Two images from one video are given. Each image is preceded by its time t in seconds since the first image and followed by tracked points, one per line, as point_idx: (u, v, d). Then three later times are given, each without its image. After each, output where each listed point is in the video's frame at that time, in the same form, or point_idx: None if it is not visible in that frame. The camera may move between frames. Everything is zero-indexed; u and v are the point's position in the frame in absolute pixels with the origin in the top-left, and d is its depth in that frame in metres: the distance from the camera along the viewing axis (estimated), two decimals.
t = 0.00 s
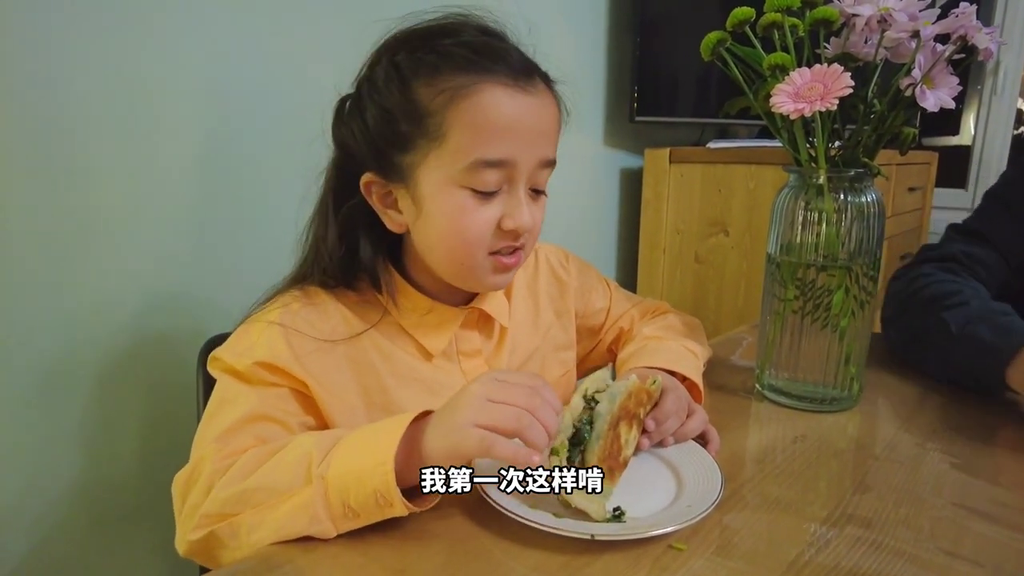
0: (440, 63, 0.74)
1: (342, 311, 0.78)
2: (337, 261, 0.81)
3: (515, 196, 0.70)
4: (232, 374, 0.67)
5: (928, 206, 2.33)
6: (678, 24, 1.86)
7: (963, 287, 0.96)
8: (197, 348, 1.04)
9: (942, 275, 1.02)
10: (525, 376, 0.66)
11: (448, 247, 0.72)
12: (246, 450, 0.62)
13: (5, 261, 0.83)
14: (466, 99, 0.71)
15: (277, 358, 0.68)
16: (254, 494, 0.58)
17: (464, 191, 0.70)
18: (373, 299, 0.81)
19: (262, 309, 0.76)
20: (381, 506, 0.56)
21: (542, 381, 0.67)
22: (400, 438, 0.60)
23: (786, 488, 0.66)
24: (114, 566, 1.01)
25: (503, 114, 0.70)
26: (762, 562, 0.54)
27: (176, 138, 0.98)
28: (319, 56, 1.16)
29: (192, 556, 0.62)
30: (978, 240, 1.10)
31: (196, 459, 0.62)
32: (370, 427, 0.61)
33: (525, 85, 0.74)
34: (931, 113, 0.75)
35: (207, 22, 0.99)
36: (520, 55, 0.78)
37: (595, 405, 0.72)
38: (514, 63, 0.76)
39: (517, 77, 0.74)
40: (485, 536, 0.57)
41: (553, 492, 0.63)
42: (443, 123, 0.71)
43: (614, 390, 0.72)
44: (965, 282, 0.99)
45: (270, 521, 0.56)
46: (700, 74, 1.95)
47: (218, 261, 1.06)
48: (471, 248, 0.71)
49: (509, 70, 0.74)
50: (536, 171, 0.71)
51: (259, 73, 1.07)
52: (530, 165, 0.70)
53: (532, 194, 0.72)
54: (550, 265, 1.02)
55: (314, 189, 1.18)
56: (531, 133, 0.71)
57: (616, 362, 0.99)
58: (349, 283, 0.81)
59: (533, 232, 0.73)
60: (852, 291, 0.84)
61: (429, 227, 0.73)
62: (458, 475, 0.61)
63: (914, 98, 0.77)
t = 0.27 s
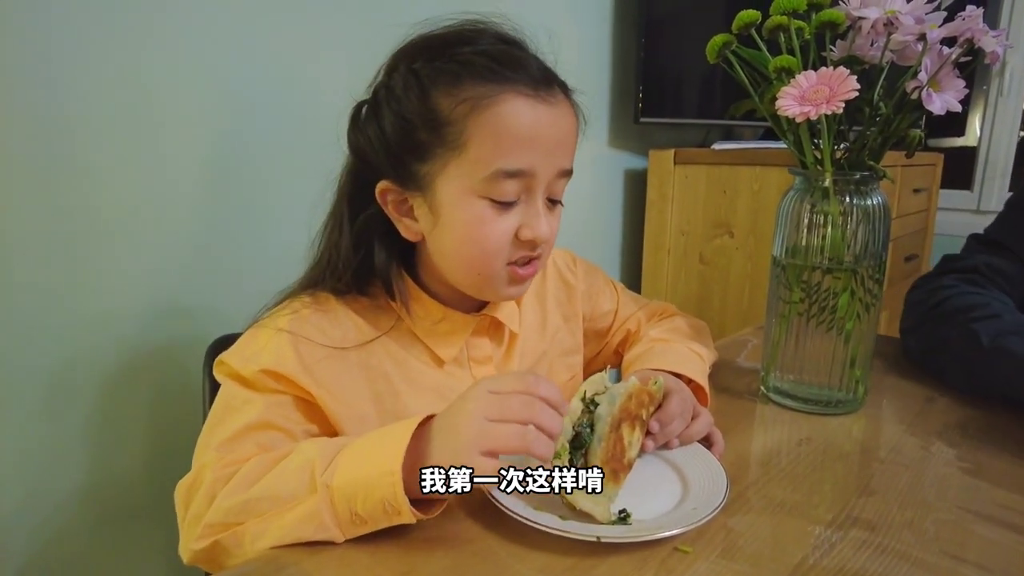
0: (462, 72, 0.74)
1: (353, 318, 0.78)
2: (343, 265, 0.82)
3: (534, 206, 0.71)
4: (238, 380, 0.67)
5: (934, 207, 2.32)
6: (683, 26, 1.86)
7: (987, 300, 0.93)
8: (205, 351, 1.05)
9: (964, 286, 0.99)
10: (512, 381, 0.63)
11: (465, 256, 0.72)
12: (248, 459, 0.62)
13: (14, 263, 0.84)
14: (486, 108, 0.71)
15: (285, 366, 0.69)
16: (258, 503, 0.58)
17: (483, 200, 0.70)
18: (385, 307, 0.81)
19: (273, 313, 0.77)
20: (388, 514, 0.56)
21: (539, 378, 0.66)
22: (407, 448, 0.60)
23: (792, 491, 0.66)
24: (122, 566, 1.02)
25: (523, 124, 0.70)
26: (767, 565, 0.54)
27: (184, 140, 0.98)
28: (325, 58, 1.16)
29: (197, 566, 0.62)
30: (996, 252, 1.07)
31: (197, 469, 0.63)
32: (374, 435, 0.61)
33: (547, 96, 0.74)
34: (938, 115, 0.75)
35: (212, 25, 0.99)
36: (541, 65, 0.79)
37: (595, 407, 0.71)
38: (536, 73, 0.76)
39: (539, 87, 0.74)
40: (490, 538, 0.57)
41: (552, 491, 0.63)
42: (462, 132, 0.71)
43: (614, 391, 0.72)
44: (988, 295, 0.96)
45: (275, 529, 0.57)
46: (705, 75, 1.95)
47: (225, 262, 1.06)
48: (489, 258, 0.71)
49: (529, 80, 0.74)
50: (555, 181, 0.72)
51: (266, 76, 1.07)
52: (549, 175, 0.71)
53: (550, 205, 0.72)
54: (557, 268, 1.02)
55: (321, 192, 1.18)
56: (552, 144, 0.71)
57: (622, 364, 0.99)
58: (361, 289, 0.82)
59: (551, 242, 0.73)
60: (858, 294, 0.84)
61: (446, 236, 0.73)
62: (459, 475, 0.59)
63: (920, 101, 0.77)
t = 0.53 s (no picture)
0: (515, 106, 0.71)
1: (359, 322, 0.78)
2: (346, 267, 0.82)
3: (563, 252, 0.70)
4: (237, 373, 0.67)
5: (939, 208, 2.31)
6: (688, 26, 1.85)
7: (992, 305, 0.92)
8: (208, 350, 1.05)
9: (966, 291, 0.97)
10: (532, 423, 0.64)
11: (486, 287, 0.72)
12: (249, 453, 0.63)
13: (21, 262, 0.84)
14: (535, 152, 0.69)
15: (287, 367, 0.68)
16: (261, 498, 0.58)
17: (513, 241, 0.69)
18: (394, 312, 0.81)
19: (278, 306, 0.77)
20: (394, 517, 0.56)
21: (552, 425, 0.65)
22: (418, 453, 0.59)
23: (797, 493, 0.66)
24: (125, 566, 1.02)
25: (568, 174, 0.69)
26: (772, 567, 0.54)
27: (190, 140, 0.98)
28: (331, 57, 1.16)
29: (191, 558, 0.62)
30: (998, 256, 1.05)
31: (194, 461, 0.62)
32: (386, 438, 0.61)
33: (595, 147, 0.72)
34: (945, 115, 0.74)
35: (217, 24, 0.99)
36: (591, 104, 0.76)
37: (598, 408, 0.71)
38: (587, 118, 0.74)
39: (588, 136, 0.72)
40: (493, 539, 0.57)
41: (552, 492, 0.61)
42: (505, 170, 0.69)
43: (618, 391, 0.71)
44: (992, 299, 0.94)
45: (277, 525, 0.57)
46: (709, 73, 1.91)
47: (229, 262, 1.06)
48: (511, 294, 0.71)
49: (580, 125, 0.72)
50: (587, 229, 0.71)
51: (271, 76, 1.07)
52: (583, 226, 0.70)
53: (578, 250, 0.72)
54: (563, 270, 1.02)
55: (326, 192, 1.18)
56: (590, 202, 0.70)
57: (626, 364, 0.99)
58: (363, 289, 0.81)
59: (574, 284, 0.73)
60: (864, 294, 0.84)
61: (471, 266, 0.73)
62: (459, 475, 0.57)
63: (927, 100, 0.77)
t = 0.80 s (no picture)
0: (543, 143, 0.68)
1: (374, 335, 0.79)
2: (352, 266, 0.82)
3: (593, 287, 0.69)
4: (245, 373, 0.68)
5: (944, 209, 2.30)
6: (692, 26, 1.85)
7: (989, 308, 0.92)
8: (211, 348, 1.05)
9: (963, 292, 0.98)
10: (536, 402, 0.63)
11: (515, 326, 0.71)
12: (257, 452, 0.63)
13: (26, 260, 0.84)
14: (567, 193, 0.67)
15: (293, 369, 0.68)
16: (267, 493, 0.59)
17: (545, 282, 0.68)
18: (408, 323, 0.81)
19: (287, 306, 0.77)
20: (396, 517, 0.56)
21: (558, 403, 0.65)
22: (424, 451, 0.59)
23: (800, 493, 0.66)
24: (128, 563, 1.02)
25: (601, 213, 0.67)
26: (774, 568, 0.54)
27: (194, 141, 0.98)
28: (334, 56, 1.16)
29: (199, 558, 0.62)
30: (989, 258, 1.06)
31: (202, 459, 0.63)
32: (392, 438, 0.61)
33: (626, 177, 0.70)
34: (950, 114, 0.74)
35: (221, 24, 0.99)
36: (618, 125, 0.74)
37: (604, 407, 0.69)
38: (615, 145, 0.71)
39: (618, 168, 0.70)
40: (493, 539, 0.57)
41: (553, 492, 0.61)
42: (534, 212, 0.67)
43: (624, 391, 0.70)
44: (989, 301, 0.95)
45: (282, 520, 0.57)
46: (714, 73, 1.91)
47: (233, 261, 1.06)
48: (540, 333, 0.70)
49: (610, 155, 0.70)
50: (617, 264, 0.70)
51: (275, 76, 1.07)
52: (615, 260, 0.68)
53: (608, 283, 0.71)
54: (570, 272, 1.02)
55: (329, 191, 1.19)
56: (622, 238, 0.69)
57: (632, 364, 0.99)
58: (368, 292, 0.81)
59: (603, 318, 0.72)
60: (868, 295, 0.84)
61: (500, 306, 0.71)
62: (458, 475, 0.58)
63: (932, 100, 0.77)
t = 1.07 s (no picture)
0: (459, 85, 0.71)
1: (356, 319, 0.79)
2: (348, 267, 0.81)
3: (519, 230, 0.67)
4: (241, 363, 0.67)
5: (947, 208, 2.29)
6: (694, 25, 1.85)
7: (988, 308, 0.92)
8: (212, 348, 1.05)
9: (957, 293, 0.97)
10: (539, 420, 0.63)
11: (451, 275, 0.71)
12: (250, 442, 0.63)
13: (28, 258, 0.84)
14: (475, 125, 0.68)
15: (288, 358, 0.69)
16: (264, 491, 0.58)
17: (466, 221, 0.68)
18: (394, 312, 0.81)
19: (276, 300, 0.77)
20: (394, 526, 0.55)
21: (553, 419, 0.65)
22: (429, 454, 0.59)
23: (800, 493, 0.65)
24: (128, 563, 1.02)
25: (513, 144, 0.67)
26: (773, 567, 0.53)
27: (196, 141, 0.98)
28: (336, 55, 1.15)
29: (187, 548, 0.61)
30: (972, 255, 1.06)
31: (194, 444, 0.63)
32: (392, 442, 0.60)
33: (546, 114, 0.70)
34: (952, 113, 0.74)
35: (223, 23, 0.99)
36: (552, 79, 0.74)
37: (598, 406, 0.69)
38: (538, 89, 0.72)
39: (535, 105, 0.70)
40: (491, 538, 0.57)
41: (552, 492, 0.62)
42: (450, 150, 0.69)
43: (618, 391, 0.70)
44: (984, 299, 0.95)
45: (280, 520, 0.57)
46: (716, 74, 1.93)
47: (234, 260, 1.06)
48: (471, 280, 0.69)
49: (529, 96, 0.70)
50: (547, 206, 0.68)
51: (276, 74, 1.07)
52: (538, 199, 0.67)
53: (541, 228, 0.69)
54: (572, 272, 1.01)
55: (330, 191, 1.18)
56: (541, 170, 0.67)
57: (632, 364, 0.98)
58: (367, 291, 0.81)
59: (542, 267, 0.70)
60: (869, 294, 0.83)
61: (435, 255, 0.72)
62: (458, 475, 0.57)
63: (934, 98, 0.76)
